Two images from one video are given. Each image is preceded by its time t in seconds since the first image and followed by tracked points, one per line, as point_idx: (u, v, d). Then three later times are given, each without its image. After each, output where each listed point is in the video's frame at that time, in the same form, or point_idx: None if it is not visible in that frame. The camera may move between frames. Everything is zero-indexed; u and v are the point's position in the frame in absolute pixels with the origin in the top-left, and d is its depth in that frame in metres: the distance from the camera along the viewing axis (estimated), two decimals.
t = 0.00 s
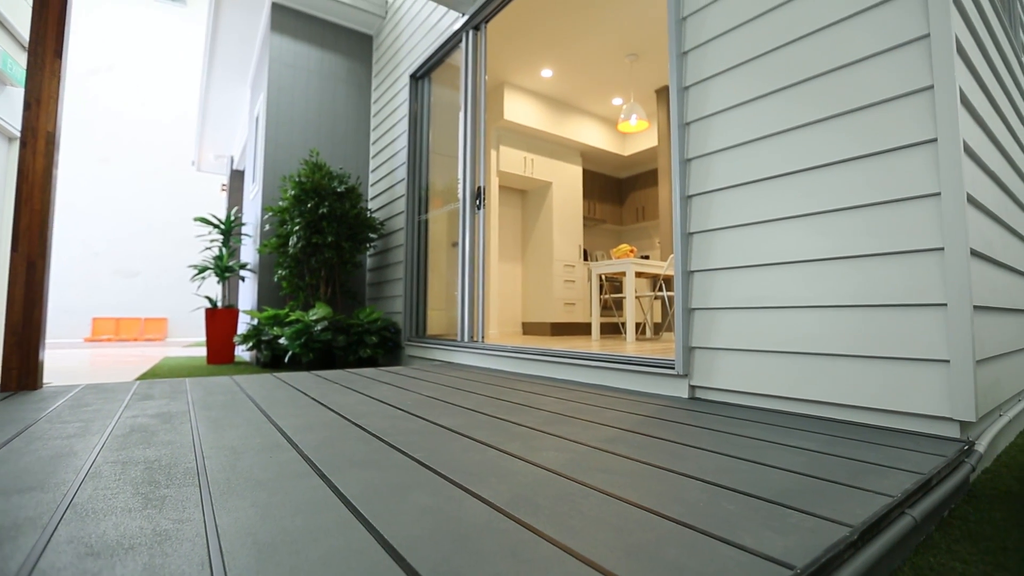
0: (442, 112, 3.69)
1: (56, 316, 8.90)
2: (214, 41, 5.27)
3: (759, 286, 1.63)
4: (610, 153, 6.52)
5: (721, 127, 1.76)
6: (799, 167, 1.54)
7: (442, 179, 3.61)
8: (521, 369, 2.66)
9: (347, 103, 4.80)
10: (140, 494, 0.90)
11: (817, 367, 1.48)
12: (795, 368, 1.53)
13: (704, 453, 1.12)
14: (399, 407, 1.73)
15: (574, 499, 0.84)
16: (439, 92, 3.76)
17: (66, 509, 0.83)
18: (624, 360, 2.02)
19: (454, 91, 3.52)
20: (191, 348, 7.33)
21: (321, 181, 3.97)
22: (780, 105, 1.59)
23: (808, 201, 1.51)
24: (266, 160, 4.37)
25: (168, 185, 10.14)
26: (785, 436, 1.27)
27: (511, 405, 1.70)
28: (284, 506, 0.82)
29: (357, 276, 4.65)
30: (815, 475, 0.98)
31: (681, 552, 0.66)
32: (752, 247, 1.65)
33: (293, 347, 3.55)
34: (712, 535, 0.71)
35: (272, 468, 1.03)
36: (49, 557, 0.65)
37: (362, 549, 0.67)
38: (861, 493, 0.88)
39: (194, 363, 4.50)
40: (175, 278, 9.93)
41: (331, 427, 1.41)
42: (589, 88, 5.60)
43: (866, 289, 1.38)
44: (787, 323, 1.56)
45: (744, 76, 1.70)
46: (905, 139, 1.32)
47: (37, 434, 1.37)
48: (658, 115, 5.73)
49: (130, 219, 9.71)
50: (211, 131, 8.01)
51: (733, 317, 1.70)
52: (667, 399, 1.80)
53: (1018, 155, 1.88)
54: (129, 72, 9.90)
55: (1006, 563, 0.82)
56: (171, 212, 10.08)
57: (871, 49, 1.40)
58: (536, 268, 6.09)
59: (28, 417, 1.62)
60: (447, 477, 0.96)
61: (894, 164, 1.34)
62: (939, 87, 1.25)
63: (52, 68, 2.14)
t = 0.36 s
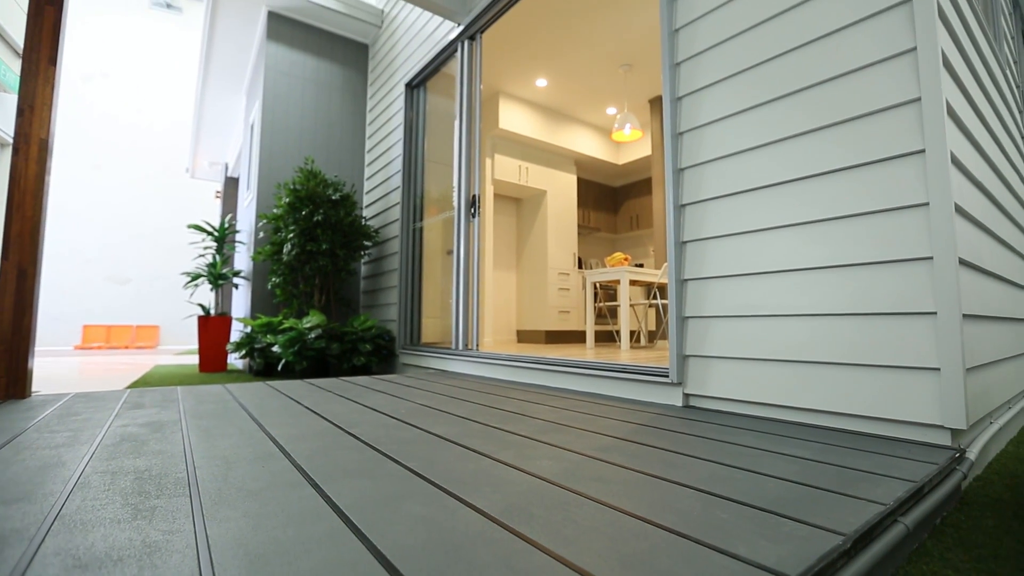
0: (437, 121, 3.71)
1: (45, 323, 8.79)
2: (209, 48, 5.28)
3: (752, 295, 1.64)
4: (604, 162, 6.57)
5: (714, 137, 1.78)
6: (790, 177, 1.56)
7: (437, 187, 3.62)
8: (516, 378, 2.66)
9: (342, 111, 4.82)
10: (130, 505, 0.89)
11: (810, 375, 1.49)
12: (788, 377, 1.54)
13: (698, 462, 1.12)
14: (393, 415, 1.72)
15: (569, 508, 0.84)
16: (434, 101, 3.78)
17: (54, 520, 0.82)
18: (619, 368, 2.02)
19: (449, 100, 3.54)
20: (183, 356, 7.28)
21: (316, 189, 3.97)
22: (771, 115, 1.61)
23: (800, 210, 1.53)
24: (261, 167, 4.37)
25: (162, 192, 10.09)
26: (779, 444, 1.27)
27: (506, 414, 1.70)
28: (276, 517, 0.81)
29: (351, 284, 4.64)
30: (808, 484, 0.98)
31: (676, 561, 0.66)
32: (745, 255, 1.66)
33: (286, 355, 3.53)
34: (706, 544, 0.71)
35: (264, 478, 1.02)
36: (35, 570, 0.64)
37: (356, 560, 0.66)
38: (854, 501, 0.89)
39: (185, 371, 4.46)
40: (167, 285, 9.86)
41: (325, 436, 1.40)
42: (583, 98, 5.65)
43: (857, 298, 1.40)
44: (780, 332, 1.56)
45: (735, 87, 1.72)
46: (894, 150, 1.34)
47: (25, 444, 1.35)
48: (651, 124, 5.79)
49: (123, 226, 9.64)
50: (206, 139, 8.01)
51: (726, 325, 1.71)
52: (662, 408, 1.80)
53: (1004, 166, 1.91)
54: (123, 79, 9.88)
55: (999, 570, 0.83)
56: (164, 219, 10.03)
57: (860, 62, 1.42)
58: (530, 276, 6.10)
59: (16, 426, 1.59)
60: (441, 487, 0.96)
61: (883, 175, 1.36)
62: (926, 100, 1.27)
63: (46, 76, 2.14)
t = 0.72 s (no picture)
0: (433, 129, 3.73)
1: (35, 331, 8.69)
2: (205, 56, 5.28)
3: (745, 303, 1.65)
4: (599, 171, 6.62)
5: (707, 147, 1.80)
6: (781, 187, 1.57)
7: (432, 195, 3.63)
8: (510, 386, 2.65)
9: (338, 119, 4.83)
10: (119, 515, 0.88)
11: (803, 384, 1.49)
12: (782, 385, 1.54)
13: (693, 471, 1.12)
14: (387, 424, 1.71)
15: (564, 518, 0.84)
16: (430, 110, 3.79)
17: (41, 532, 0.81)
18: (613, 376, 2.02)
19: (444, 109, 3.56)
20: (174, 364, 7.21)
21: (311, 197, 3.96)
22: (763, 126, 1.63)
23: (792, 219, 1.54)
24: (256, 175, 4.36)
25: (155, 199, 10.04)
26: (773, 452, 1.28)
27: (500, 422, 1.69)
28: (269, 527, 0.80)
29: (346, 292, 4.63)
30: (802, 492, 0.98)
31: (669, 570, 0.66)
32: (738, 264, 1.68)
33: (279, 363, 3.50)
34: (700, 554, 0.71)
35: (256, 489, 1.01)
36: None
37: (348, 571, 0.66)
38: (846, 510, 0.89)
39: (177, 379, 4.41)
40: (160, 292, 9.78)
41: (318, 445, 1.39)
42: (578, 107, 5.69)
43: (850, 306, 1.41)
44: (773, 340, 1.57)
45: (727, 99, 1.74)
46: (883, 160, 1.36)
47: (13, 454, 1.33)
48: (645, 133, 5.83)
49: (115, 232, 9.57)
50: (201, 146, 7.99)
51: (719, 333, 1.72)
52: (656, 416, 1.80)
53: (991, 177, 1.94)
54: (118, 86, 9.86)
55: None
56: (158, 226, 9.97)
57: (849, 73, 1.44)
58: (525, 284, 6.11)
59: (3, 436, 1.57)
60: (435, 496, 0.95)
61: (874, 184, 1.37)
62: (913, 112, 1.30)
63: (41, 82, 2.14)
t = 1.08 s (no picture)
0: (430, 137, 3.74)
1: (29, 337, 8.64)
2: (203, 62, 5.30)
3: (740, 310, 1.66)
4: (595, 178, 6.65)
5: (702, 155, 1.81)
6: (776, 195, 1.59)
7: (429, 202, 3.63)
8: (507, 393, 2.65)
9: (335, 126, 4.84)
10: (112, 524, 0.87)
11: (799, 390, 1.50)
12: (778, 392, 1.55)
13: (689, 478, 1.12)
14: (383, 431, 1.70)
15: (560, 526, 0.84)
16: (427, 117, 3.81)
17: (32, 540, 0.80)
18: (610, 383, 2.02)
19: (441, 117, 3.58)
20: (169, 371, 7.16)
21: (308, 203, 3.97)
22: (757, 135, 1.65)
23: (786, 227, 1.55)
24: (253, 181, 4.36)
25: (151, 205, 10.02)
26: (770, 459, 1.28)
27: (497, 429, 1.68)
28: (263, 536, 0.80)
29: (342, 299, 4.62)
30: (797, 500, 0.98)
31: None
32: (733, 271, 1.68)
33: (275, 370, 3.49)
34: (696, 562, 0.71)
35: (250, 497, 1.00)
36: None
37: None
38: (842, 517, 0.89)
39: (171, 386, 4.38)
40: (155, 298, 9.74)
41: (314, 453, 1.39)
42: (574, 115, 5.73)
43: (845, 313, 1.41)
44: (768, 347, 1.58)
45: (721, 107, 1.76)
46: (876, 169, 1.37)
47: (5, 462, 1.32)
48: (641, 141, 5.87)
49: (111, 238, 9.54)
50: (198, 152, 8.00)
51: (716, 340, 1.72)
52: (653, 423, 1.80)
53: (983, 185, 1.96)
54: (116, 92, 9.87)
55: None
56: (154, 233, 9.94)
57: (842, 83, 1.46)
58: (522, 291, 6.11)
59: None
60: (431, 504, 0.95)
61: (867, 193, 1.39)
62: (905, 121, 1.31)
63: (38, 88, 2.14)
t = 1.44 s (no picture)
0: (427, 143, 3.75)
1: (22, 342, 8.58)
2: (200, 68, 5.30)
3: (736, 316, 1.66)
4: (591, 184, 6.68)
5: (698, 162, 1.82)
6: (770, 202, 1.60)
7: (426, 208, 3.64)
8: (504, 399, 2.64)
9: (332, 132, 4.85)
10: (105, 532, 0.86)
11: (794, 397, 1.50)
12: (774, 398, 1.55)
13: (685, 485, 1.12)
14: (379, 438, 1.70)
15: (556, 533, 0.83)
16: (424, 123, 3.82)
17: (23, 548, 0.79)
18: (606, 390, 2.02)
19: (438, 123, 3.59)
20: (164, 377, 7.12)
21: (304, 209, 3.96)
22: (751, 143, 1.66)
23: (781, 234, 1.56)
24: (249, 187, 4.36)
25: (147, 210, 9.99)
26: (766, 466, 1.28)
27: (494, 436, 1.68)
28: (257, 544, 0.79)
29: (339, 304, 4.61)
30: (794, 506, 0.98)
31: None
32: (729, 277, 1.69)
33: (270, 376, 3.47)
34: (691, 569, 0.71)
35: (245, 504, 1.00)
36: None
37: None
38: (837, 524, 0.89)
39: (166, 392, 4.35)
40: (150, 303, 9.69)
41: (309, 460, 1.38)
42: (570, 122, 5.76)
43: (840, 320, 1.42)
44: (764, 353, 1.58)
45: (716, 115, 1.77)
46: (869, 177, 1.38)
47: None
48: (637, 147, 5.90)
49: (105, 243, 9.50)
50: (194, 157, 8.00)
51: (712, 346, 1.72)
52: (649, 430, 1.80)
53: (975, 193, 1.99)
54: (112, 97, 9.86)
55: None
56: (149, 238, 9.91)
57: (835, 92, 1.48)
58: (518, 297, 6.12)
59: None
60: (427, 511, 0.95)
61: (861, 201, 1.40)
62: (897, 130, 1.33)
63: (34, 94, 2.14)
